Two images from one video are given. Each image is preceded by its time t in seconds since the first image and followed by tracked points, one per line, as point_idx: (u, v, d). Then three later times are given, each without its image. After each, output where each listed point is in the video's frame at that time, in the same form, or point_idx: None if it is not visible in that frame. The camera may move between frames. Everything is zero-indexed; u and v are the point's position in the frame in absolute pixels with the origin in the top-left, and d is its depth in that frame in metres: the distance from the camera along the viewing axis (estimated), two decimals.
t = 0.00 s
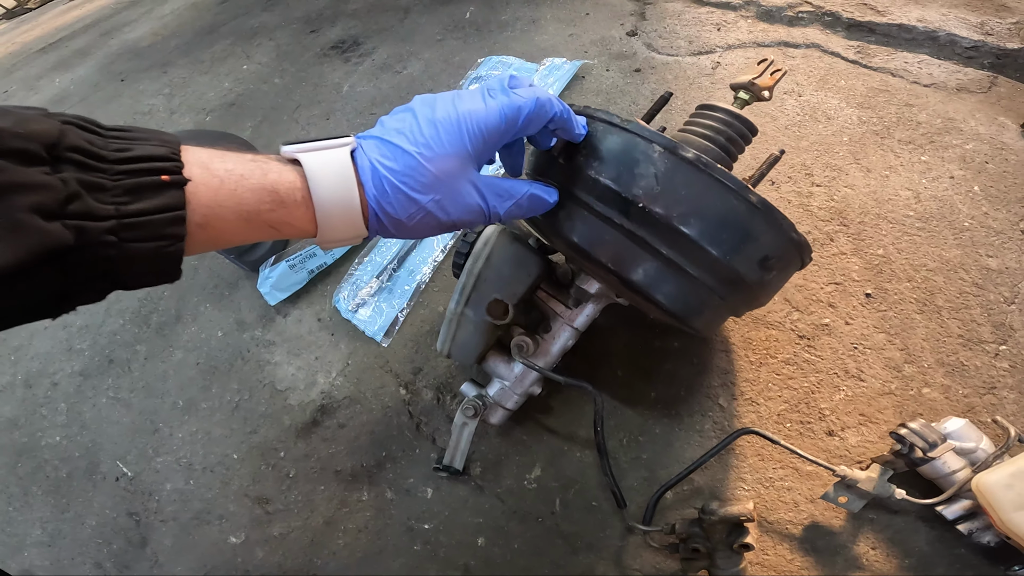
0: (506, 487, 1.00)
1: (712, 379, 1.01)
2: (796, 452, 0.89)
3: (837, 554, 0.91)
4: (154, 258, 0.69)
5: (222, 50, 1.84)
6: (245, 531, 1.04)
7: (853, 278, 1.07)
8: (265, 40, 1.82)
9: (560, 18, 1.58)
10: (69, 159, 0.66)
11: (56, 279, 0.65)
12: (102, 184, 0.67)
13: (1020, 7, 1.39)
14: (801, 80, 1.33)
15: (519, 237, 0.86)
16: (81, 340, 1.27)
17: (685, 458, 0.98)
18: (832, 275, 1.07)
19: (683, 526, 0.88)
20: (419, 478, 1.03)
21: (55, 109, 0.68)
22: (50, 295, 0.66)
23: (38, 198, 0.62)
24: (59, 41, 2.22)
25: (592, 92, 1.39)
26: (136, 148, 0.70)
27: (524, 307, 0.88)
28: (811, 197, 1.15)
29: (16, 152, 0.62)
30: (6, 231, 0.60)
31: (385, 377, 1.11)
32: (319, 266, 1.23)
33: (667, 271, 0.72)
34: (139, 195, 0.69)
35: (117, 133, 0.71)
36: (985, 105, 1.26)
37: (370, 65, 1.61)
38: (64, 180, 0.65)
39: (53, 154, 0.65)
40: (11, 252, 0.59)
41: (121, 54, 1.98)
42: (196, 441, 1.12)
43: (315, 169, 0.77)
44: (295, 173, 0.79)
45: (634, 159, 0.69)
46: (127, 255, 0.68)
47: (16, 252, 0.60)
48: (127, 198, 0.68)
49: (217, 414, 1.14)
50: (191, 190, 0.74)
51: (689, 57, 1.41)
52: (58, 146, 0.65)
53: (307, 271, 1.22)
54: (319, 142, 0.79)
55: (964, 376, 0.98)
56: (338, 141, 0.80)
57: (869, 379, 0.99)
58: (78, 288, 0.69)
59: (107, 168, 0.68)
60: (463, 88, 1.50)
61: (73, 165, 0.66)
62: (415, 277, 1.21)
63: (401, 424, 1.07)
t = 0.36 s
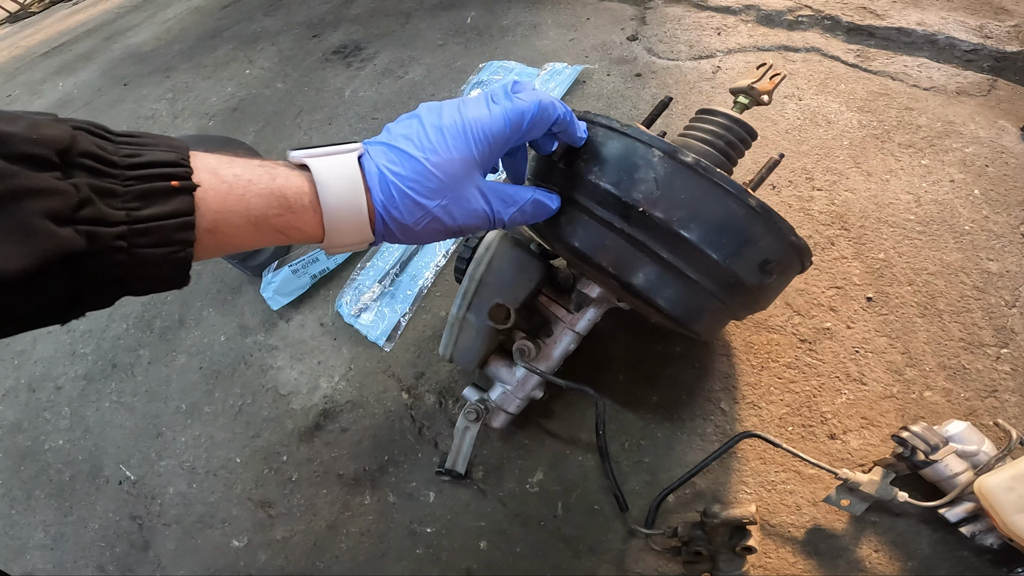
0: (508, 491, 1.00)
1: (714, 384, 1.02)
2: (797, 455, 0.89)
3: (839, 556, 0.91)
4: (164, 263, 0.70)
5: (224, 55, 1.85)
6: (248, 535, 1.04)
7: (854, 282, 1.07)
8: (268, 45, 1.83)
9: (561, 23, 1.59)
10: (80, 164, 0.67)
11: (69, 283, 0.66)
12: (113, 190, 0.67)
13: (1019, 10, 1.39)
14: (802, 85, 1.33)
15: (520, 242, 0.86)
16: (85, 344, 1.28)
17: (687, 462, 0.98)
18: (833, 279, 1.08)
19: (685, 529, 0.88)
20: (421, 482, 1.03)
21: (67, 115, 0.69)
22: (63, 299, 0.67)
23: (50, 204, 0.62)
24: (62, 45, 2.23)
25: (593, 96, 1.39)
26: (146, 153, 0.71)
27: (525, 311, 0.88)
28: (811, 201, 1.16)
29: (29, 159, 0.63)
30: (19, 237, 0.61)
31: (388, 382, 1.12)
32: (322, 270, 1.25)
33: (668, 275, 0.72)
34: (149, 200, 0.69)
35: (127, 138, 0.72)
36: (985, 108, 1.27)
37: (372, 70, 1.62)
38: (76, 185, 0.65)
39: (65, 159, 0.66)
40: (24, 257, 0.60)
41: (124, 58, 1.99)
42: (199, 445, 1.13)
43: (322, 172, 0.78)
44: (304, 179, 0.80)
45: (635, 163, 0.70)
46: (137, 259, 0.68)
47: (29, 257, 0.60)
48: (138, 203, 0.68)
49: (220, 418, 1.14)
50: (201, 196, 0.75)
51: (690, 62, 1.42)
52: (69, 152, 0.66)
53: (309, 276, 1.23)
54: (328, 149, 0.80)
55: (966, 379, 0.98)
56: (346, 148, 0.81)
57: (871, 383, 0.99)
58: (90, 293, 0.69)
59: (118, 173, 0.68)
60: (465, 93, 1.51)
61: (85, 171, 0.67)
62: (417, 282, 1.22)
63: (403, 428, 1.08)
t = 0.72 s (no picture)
0: (515, 494, 1.00)
1: (720, 387, 1.02)
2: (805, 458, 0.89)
3: (848, 559, 0.91)
4: (162, 254, 0.70)
5: (229, 59, 1.86)
6: (254, 539, 1.04)
7: (859, 285, 1.07)
8: (272, 49, 1.84)
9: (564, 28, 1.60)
10: (72, 156, 0.66)
11: (65, 274, 0.66)
12: (106, 180, 0.68)
13: (1021, 13, 1.40)
14: (805, 88, 1.34)
15: (527, 246, 0.87)
16: (91, 349, 1.29)
17: (694, 465, 0.98)
18: (839, 282, 1.08)
19: (693, 532, 0.88)
20: (427, 485, 1.03)
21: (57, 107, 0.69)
22: (64, 293, 0.68)
23: (42, 195, 0.62)
24: (67, 49, 2.24)
25: (597, 101, 1.40)
26: (140, 143, 0.72)
27: (533, 316, 0.89)
28: (816, 205, 1.16)
29: (20, 151, 0.63)
30: (14, 230, 0.61)
31: (394, 386, 1.12)
32: (328, 275, 1.25)
33: (675, 279, 0.73)
34: (143, 190, 0.70)
35: (119, 128, 0.72)
36: (988, 111, 1.27)
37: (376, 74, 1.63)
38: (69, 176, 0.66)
39: (58, 151, 0.65)
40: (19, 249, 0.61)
41: (129, 62, 2.00)
42: (205, 448, 1.13)
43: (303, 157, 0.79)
44: (284, 159, 0.80)
45: (643, 169, 0.70)
46: (133, 250, 0.69)
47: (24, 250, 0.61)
48: (132, 193, 0.69)
49: (226, 422, 1.15)
50: (198, 184, 0.76)
51: (694, 66, 1.42)
52: (61, 143, 0.65)
53: (315, 281, 1.24)
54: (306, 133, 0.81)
55: (973, 382, 0.98)
56: (325, 127, 0.82)
57: (877, 386, 0.99)
58: (89, 284, 0.70)
59: (111, 164, 0.69)
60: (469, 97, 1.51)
61: (77, 162, 0.67)
62: (423, 286, 1.22)
63: (409, 432, 1.08)
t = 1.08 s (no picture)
0: (515, 497, 1.00)
1: (720, 390, 1.02)
2: (805, 460, 0.89)
3: (849, 562, 0.90)
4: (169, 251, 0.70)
5: (230, 63, 1.87)
6: (255, 541, 1.04)
7: (860, 288, 1.07)
8: (273, 52, 1.85)
9: (564, 30, 1.61)
10: (87, 155, 0.67)
11: (76, 269, 0.66)
12: (118, 178, 0.69)
13: (1021, 14, 1.40)
14: (805, 90, 1.34)
15: (527, 250, 0.87)
16: (92, 352, 1.30)
17: (694, 468, 0.98)
18: (839, 285, 1.08)
19: (693, 535, 0.88)
20: (427, 488, 1.03)
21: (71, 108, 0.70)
22: (71, 288, 0.67)
23: (59, 190, 0.63)
24: (70, 52, 2.25)
25: (597, 103, 1.40)
26: (151, 145, 0.73)
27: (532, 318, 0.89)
28: (817, 207, 1.16)
29: (37, 149, 0.64)
30: (28, 223, 0.61)
31: (394, 389, 1.12)
32: (328, 278, 1.26)
33: (675, 283, 0.73)
34: (154, 188, 0.70)
35: (132, 131, 0.74)
36: (988, 112, 1.27)
37: (377, 77, 1.64)
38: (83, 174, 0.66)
39: (73, 150, 0.67)
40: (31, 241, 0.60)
41: (131, 65, 2.01)
42: (206, 451, 1.13)
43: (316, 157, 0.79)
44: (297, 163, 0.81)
45: (642, 171, 0.70)
46: (142, 247, 0.69)
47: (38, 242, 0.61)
48: (143, 192, 0.70)
49: (227, 424, 1.15)
50: (205, 184, 0.76)
51: (693, 68, 1.43)
52: (76, 142, 0.67)
53: (316, 284, 1.25)
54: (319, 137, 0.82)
55: (974, 385, 0.98)
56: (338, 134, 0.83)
57: (878, 388, 0.99)
58: (97, 281, 0.69)
59: (123, 163, 0.70)
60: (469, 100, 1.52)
61: (91, 161, 0.68)
62: (423, 290, 1.22)
63: (409, 435, 1.08)
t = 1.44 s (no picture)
0: (514, 502, 0.99)
1: (721, 394, 1.01)
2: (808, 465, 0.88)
3: (853, 567, 0.89)
4: (167, 265, 0.70)
5: (230, 65, 1.86)
6: (251, 545, 1.03)
7: (862, 290, 1.06)
8: (273, 55, 1.84)
9: (564, 32, 1.60)
10: (88, 172, 0.67)
11: (73, 283, 0.65)
12: (118, 195, 0.68)
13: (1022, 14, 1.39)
14: (806, 91, 1.33)
15: (524, 252, 0.86)
16: (90, 355, 1.29)
17: (695, 472, 0.97)
18: (842, 287, 1.07)
19: (694, 540, 0.87)
20: (425, 492, 1.02)
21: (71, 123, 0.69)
22: (74, 295, 0.66)
23: (64, 207, 0.63)
24: (70, 54, 2.25)
25: (597, 105, 1.39)
26: (148, 161, 0.72)
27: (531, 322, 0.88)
28: (818, 209, 1.15)
29: (41, 166, 0.63)
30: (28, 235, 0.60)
31: (392, 393, 1.12)
32: (325, 280, 1.25)
33: (675, 285, 0.71)
34: (151, 205, 0.70)
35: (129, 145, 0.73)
36: (991, 113, 1.26)
37: (376, 79, 1.63)
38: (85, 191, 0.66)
39: (74, 167, 0.66)
40: (36, 254, 0.60)
41: (131, 68, 2.01)
42: (203, 455, 1.12)
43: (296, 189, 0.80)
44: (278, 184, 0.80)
45: (641, 172, 0.69)
46: (138, 262, 0.68)
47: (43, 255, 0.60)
48: (141, 208, 0.69)
49: (224, 428, 1.14)
50: (197, 202, 0.76)
51: (693, 69, 1.42)
52: (79, 159, 0.66)
53: (313, 287, 1.24)
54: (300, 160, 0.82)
55: (978, 387, 0.97)
56: (319, 154, 0.83)
57: (882, 392, 0.98)
58: (97, 289, 0.69)
59: (122, 180, 0.69)
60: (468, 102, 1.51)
61: (92, 178, 0.67)
62: (421, 293, 1.22)
63: (407, 439, 1.07)
